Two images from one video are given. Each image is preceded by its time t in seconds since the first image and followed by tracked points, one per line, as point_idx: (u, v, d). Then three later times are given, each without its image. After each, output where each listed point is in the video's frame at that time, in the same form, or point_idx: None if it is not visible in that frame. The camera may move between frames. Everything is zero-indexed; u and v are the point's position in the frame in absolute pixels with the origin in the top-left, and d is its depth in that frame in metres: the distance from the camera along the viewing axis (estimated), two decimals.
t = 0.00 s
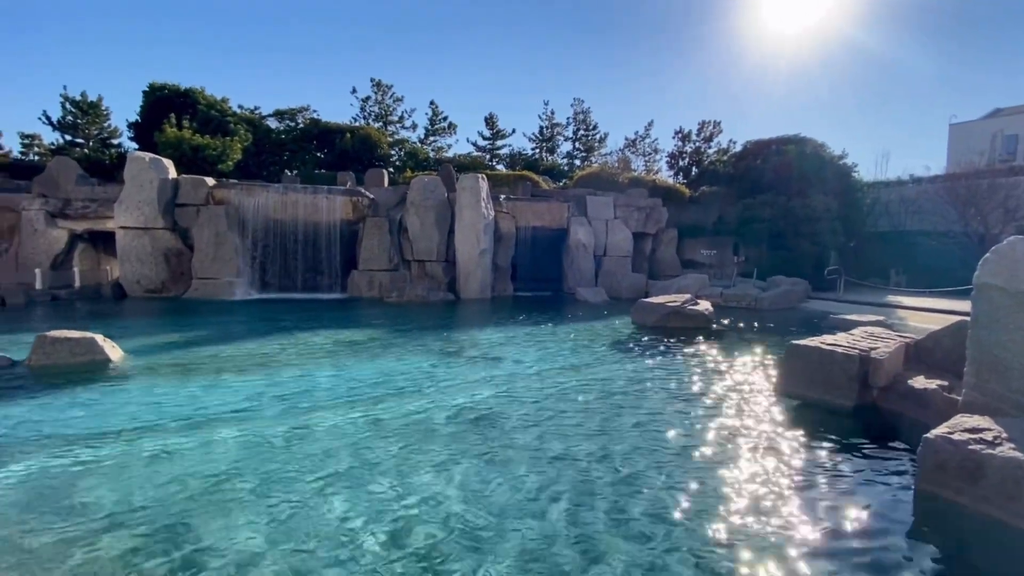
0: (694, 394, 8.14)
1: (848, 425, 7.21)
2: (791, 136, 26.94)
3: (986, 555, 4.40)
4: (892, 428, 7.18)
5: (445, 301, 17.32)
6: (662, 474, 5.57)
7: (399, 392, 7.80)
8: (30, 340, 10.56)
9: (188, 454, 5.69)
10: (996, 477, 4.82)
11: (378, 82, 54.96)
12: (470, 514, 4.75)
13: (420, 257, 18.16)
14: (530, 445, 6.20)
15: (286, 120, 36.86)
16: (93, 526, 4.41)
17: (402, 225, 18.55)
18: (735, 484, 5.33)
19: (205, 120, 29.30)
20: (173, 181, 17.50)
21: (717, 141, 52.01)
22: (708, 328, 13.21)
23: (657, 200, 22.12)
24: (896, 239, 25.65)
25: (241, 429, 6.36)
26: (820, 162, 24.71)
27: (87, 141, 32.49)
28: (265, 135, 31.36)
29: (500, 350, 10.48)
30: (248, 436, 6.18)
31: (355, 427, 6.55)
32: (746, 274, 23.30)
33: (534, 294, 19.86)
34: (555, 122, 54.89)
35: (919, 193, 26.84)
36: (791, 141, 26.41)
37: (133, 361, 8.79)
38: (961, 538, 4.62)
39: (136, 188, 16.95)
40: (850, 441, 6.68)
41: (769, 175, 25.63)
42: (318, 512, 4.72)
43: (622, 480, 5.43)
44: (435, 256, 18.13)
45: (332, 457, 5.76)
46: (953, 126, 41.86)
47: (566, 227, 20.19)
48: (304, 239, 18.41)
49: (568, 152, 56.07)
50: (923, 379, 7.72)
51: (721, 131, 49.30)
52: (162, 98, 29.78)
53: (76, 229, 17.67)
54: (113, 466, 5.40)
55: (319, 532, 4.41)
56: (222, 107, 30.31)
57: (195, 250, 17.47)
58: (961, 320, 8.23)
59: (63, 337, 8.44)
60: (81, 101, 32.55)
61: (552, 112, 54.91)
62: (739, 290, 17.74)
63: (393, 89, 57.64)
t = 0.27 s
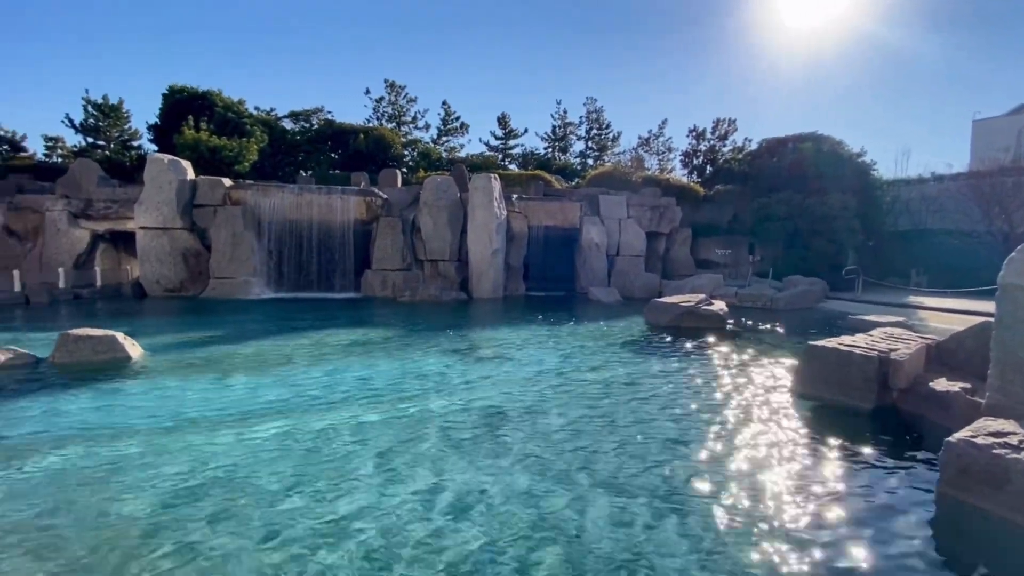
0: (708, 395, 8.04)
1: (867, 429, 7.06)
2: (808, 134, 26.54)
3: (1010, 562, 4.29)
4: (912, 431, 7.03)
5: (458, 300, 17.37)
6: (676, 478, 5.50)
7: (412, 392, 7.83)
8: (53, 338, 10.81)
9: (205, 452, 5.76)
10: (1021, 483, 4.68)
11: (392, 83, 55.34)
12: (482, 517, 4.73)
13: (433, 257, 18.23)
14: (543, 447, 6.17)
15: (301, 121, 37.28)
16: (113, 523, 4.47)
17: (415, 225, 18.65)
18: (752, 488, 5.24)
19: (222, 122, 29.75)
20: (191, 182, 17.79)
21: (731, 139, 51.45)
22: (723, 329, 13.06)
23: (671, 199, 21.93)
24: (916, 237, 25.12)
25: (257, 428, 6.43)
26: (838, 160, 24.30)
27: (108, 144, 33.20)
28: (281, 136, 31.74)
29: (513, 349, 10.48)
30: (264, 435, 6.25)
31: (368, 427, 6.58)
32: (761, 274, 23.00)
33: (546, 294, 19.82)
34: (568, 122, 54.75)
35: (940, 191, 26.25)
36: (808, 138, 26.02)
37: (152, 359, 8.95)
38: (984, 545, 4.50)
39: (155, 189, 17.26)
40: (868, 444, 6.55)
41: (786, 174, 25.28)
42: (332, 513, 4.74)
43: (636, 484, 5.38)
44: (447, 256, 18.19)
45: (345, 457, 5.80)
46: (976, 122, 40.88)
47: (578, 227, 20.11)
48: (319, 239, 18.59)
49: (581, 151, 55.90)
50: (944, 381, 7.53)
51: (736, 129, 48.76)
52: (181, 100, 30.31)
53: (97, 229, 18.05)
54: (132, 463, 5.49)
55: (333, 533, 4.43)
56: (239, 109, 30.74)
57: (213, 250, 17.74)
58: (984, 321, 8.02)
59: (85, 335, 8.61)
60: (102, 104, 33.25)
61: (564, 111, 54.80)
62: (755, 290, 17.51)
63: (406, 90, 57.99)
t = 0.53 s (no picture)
0: (728, 397, 7.91)
1: (892, 433, 6.87)
2: (831, 131, 25.99)
3: None
4: (941, 437, 6.81)
5: (474, 300, 17.41)
6: (695, 480, 5.41)
7: (428, 391, 7.86)
8: (83, 335, 11.15)
9: (225, 448, 5.85)
10: None
11: (410, 83, 55.77)
12: (497, 518, 4.71)
13: (450, 257, 18.31)
14: (559, 447, 6.13)
15: (321, 123, 37.80)
16: (137, 518, 4.57)
17: (433, 224, 18.75)
18: (772, 492, 5.14)
19: (244, 124, 30.33)
20: (214, 184, 18.16)
21: (752, 137, 50.60)
22: (743, 329, 12.84)
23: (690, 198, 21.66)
24: (946, 237, 24.37)
25: (276, 425, 6.52)
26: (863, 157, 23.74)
27: (136, 146, 34.11)
28: (301, 138, 32.23)
29: (529, 349, 10.46)
30: (283, 433, 6.33)
31: (385, 426, 6.61)
32: (783, 274, 22.55)
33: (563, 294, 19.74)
34: (585, 121, 54.49)
35: (972, 188, 25.43)
36: (831, 136, 25.47)
37: (176, 356, 9.15)
38: (1016, 554, 4.34)
39: (180, 190, 17.66)
40: (894, 450, 6.36)
41: (808, 172, 24.75)
42: (349, 511, 4.77)
43: (654, 486, 5.30)
44: (464, 256, 18.25)
45: (362, 455, 5.83)
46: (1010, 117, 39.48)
47: (595, 226, 19.99)
48: (338, 239, 18.82)
49: (598, 150, 55.59)
50: (975, 385, 7.27)
51: (757, 127, 47.96)
52: (205, 103, 30.99)
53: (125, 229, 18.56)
54: (155, 458, 5.60)
55: (349, 532, 4.45)
56: (261, 111, 31.30)
57: (235, 249, 18.09)
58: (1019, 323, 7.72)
59: (113, 332, 8.84)
60: (130, 107, 34.18)
61: (582, 110, 54.54)
62: (776, 291, 17.18)
63: (424, 90, 58.37)
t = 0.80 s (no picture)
0: (755, 401, 7.72)
1: (928, 439, 6.61)
2: (862, 128, 25.23)
3: None
4: (980, 444, 6.53)
5: (495, 299, 17.44)
6: (721, 487, 5.28)
7: (449, 391, 7.88)
8: (118, 331, 11.55)
9: (251, 445, 5.95)
10: None
11: (432, 85, 56.20)
12: (519, 522, 4.67)
13: (471, 257, 18.36)
14: (580, 450, 6.07)
15: (345, 125, 38.41)
16: (167, 512, 4.68)
17: (454, 224, 18.83)
18: (800, 499, 5.01)
19: (271, 126, 31.00)
20: (243, 185, 18.60)
21: (779, 134, 49.46)
22: (769, 331, 12.55)
23: (714, 197, 21.26)
24: (985, 236, 23.38)
25: (300, 423, 6.61)
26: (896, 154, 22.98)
27: (168, 149, 35.19)
28: (326, 139, 32.79)
29: (550, 349, 10.44)
30: (307, 430, 6.41)
31: (406, 425, 6.64)
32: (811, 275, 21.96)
33: (584, 294, 19.60)
34: (607, 119, 54.08)
35: (1014, 185, 24.36)
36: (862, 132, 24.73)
37: (206, 353, 9.41)
38: None
39: (210, 192, 18.13)
40: (929, 456, 6.13)
41: (839, 170, 24.03)
42: (371, 511, 4.80)
43: (678, 492, 5.20)
44: (485, 256, 18.28)
45: (384, 455, 5.87)
46: None
47: (617, 226, 19.78)
48: (362, 239, 19.09)
49: (621, 149, 55.11)
50: (1018, 391, 6.94)
51: (785, 124, 46.88)
52: (234, 107, 31.76)
53: (158, 230, 19.16)
54: (185, 454, 5.74)
55: (371, 532, 4.47)
56: (287, 113, 31.95)
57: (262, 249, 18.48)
58: None
59: (147, 329, 9.11)
60: (163, 112, 35.29)
61: (604, 109, 54.17)
62: (804, 291, 16.72)
63: (446, 91, 58.75)
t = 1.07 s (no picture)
0: (788, 405, 7.48)
1: (973, 448, 6.30)
2: (903, 123, 24.25)
3: None
4: None
5: (520, 299, 17.42)
6: (753, 496, 5.13)
7: (475, 390, 7.89)
8: (158, 327, 12.02)
9: (282, 441, 6.07)
10: None
11: (458, 85, 56.61)
12: (545, 527, 4.62)
13: (496, 257, 18.39)
14: (608, 453, 5.98)
15: (373, 126, 39.04)
16: (203, 506, 4.81)
17: (480, 224, 18.90)
18: (836, 510, 4.84)
19: (302, 129, 31.74)
20: (275, 186, 19.09)
21: (813, 130, 47.98)
22: (803, 333, 12.18)
23: (745, 195, 20.73)
24: None
25: (329, 420, 6.71)
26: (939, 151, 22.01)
27: (205, 152, 36.42)
28: (355, 141, 33.38)
29: (576, 349, 10.38)
30: (336, 427, 6.51)
31: (432, 424, 6.67)
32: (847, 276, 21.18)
33: (610, 294, 19.40)
34: (635, 118, 53.44)
35: None
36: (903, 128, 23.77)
37: (240, 349, 9.70)
38: None
39: (244, 193, 18.67)
40: (976, 467, 5.83)
41: (878, 166, 23.14)
42: (398, 511, 4.83)
43: (708, 500, 5.08)
44: (510, 256, 18.28)
45: (411, 453, 5.90)
46: None
47: (644, 225, 19.50)
48: (389, 238, 19.35)
49: (648, 147, 54.39)
50: None
51: (820, 121, 45.45)
52: (267, 110, 32.62)
53: (194, 230, 19.84)
54: (219, 448, 5.89)
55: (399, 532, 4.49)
56: (318, 116, 32.65)
57: (293, 249, 18.93)
58: None
59: (184, 325, 9.42)
60: (200, 116, 36.53)
61: (631, 107, 53.55)
62: (840, 292, 16.14)
63: (472, 92, 59.08)
